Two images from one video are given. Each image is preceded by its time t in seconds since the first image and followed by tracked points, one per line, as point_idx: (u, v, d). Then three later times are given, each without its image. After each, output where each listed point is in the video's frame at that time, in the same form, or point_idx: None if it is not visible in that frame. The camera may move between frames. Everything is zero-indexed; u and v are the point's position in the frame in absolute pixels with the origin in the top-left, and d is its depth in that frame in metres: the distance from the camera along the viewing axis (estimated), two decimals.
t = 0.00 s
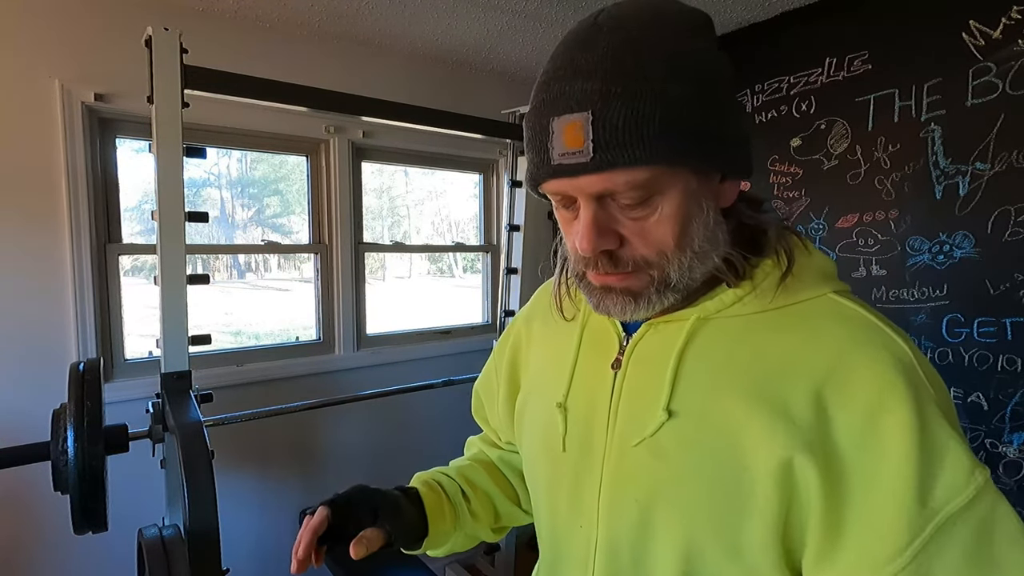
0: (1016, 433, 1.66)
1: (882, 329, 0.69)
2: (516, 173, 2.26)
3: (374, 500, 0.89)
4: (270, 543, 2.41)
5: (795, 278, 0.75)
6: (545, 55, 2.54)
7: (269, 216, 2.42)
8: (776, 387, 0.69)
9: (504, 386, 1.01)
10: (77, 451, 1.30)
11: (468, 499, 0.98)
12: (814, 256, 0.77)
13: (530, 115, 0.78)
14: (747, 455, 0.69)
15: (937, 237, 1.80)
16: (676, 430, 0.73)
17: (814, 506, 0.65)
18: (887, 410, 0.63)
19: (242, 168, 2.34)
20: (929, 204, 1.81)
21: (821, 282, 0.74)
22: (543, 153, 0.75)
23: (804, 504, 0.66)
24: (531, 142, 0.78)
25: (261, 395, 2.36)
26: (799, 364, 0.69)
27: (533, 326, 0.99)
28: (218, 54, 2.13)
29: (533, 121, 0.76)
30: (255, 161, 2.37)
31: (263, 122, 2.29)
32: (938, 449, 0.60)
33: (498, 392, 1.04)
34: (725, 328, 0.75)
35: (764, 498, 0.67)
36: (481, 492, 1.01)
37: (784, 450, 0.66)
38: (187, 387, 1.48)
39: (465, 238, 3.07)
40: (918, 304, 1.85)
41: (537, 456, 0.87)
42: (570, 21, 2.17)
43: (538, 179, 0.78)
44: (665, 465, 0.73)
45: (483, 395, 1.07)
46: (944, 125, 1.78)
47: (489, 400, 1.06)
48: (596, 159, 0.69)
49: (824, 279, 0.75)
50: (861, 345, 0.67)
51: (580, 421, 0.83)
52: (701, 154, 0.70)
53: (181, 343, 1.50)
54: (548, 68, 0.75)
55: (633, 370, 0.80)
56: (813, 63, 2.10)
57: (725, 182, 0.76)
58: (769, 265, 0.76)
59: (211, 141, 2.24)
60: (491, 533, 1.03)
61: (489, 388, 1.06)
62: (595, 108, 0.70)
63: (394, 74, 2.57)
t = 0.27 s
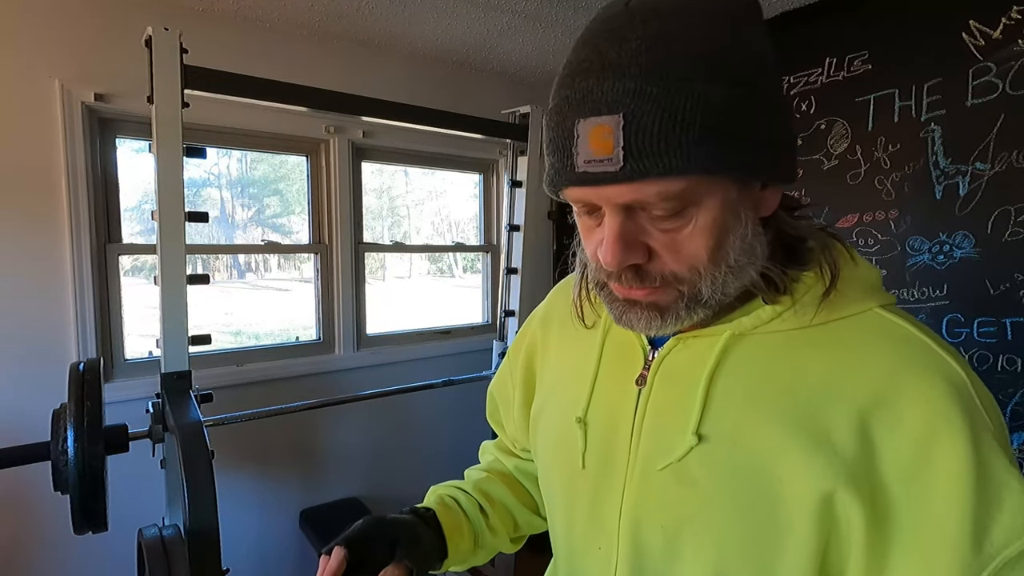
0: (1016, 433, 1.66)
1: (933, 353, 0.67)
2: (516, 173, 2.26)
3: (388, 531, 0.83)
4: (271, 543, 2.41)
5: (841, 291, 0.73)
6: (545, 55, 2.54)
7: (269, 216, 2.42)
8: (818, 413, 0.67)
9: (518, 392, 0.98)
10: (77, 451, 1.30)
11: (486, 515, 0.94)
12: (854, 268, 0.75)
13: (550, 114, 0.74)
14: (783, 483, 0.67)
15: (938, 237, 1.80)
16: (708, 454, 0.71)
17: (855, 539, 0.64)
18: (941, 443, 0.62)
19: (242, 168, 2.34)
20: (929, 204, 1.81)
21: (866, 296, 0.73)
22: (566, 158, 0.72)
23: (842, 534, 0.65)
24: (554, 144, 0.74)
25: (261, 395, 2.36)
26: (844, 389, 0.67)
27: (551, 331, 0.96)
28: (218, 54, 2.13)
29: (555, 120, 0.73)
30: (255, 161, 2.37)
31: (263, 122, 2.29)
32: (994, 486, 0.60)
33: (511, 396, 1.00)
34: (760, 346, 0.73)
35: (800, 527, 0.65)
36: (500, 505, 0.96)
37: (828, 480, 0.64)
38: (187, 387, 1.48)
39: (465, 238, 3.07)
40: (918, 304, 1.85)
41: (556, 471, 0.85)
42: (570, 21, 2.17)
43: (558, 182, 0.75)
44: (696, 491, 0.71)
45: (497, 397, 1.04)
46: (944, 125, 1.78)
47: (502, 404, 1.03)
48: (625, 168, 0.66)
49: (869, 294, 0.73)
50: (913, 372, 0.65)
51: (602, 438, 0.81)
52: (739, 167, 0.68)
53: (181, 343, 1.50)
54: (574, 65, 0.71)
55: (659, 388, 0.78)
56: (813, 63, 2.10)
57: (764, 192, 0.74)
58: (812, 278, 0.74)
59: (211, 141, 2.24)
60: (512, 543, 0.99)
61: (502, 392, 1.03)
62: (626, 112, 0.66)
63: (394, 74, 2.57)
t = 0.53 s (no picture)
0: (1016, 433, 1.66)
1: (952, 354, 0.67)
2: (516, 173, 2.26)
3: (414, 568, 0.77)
4: (271, 543, 2.41)
5: (860, 293, 0.73)
6: (545, 55, 2.54)
7: (269, 216, 2.42)
8: (843, 414, 0.66)
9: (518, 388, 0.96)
10: (77, 451, 1.30)
11: (494, 531, 0.91)
12: (872, 270, 0.75)
13: (597, 83, 0.73)
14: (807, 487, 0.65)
15: (938, 237, 1.80)
16: (728, 457, 0.69)
17: (876, 545, 0.62)
18: (964, 444, 0.61)
19: (242, 168, 2.34)
20: (929, 204, 1.81)
21: (884, 297, 0.72)
22: (613, 125, 0.70)
23: (863, 540, 0.64)
24: (595, 115, 0.73)
25: (261, 395, 2.37)
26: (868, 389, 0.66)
27: (556, 330, 0.94)
28: (218, 54, 2.13)
29: (604, 89, 0.72)
30: (255, 161, 2.37)
31: (263, 122, 2.29)
32: (1013, 489, 0.60)
33: (510, 396, 0.98)
34: (780, 345, 0.72)
35: (822, 532, 0.64)
36: (504, 517, 0.93)
37: (854, 483, 0.62)
38: (187, 387, 1.48)
39: (465, 238, 3.07)
40: (918, 304, 1.85)
41: (564, 475, 0.82)
42: (570, 21, 2.17)
43: (598, 154, 0.73)
44: (715, 495, 0.69)
45: (493, 403, 1.01)
46: (944, 125, 1.78)
47: (499, 406, 1.00)
48: (685, 133, 0.66)
49: (887, 296, 0.73)
50: (936, 373, 0.65)
51: (614, 440, 0.78)
52: (783, 151, 0.68)
53: (181, 343, 1.50)
54: (626, 33, 0.70)
55: (676, 388, 0.76)
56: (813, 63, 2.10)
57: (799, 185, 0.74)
58: (835, 279, 0.74)
59: (211, 141, 2.24)
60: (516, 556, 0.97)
61: (501, 393, 1.00)
62: (687, 79, 0.66)
63: (394, 75, 2.57)
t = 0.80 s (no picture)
0: (1016, 433, 1.66)
1: (922, 343, 0.71)
2: (516, 172, 2.26)
3: None
4: (271, 543, 2.41)
5: (836, 286, 0.76)
6: (545, 55, 2.54)
7: (269, 216, 2.42)
8: (827, 402, 0.68)
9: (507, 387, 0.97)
10: (76, 451, 1.30)
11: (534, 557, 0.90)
12: (845, 266, 0.79)
13: (619, 51, 0.77)
14: (795, 473, 0.68)
15: (938, 238, 1.80)
16: (720, 450, 0.71)
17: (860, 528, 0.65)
18: (936, 425, 0.65)
19: (242, 168, 2.34)
20: (930, 204, 1.81)
21: (857, 291, 0.76)
22: (638, 86, 0.74)
23: (846, 523, 0.66)
24: (615, 81, 0.77)
25: (260, 395, 2.36)
26: (849, 377, 0.69)
27: (543, 330, 0.95)
28: (218, 54, 2.13)
29: (627, 56, 0.76)
30: (255, 161, 2.37)
31: (263, 122, 2.29)
32: (978, 466, 0.64)
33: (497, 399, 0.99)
34: (767, 339, 0.74)
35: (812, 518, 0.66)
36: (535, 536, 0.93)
37: (839, 469, 0.65)
38: (187, 387, 1.48)
39: (465, 238, 3.07)
40: (918, 304, 1.85)
41: (556, 473, 0.83)
42: (570, 21, 2.17)
43: (617, 120, 0.77)
44: (709, 487, 0.70)
45: (478, 410, 1.01)
46: (944, 125, 1.78)
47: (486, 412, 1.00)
48: (712, 93, 0.71)
49: (861, 291, 0.77)
50: (910, 360, 0.68)
51: (605, 438, 0.80)
52: (785, 131, 0.75)
53: (181, 343, 1.50)
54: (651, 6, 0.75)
55: (667, 385, 0.77)
56: (814, 63, 2.10)
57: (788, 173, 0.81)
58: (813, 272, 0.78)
59: (211, 141, 2.24)
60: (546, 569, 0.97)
61: (490, 396, 1.01)
62: (712, 41, 0.72)
63: (393, 74, 2.57)
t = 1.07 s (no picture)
0: (1016, 433, 1.66)
1: (870, 326, 0.73)
2: (516, 172, 2.26)
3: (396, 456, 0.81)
4: (271, 543, 2.41)
5: (790, 274, 0.80)
6: (545, 55, 2.54)
7: (269, 216, 2.42)
8: (781, 385, 0.71)
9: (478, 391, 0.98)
10: (76, 451, 1.30)
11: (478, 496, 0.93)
12: (798, 256, 0.82)
13: (592, 45, 0.80)
14: (754, 453, 0.70)
15: (938, 237, 1.80)
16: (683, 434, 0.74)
17: (815, 506, 0.67)
18: (883, 402, 0.67)
19: (242, 168, 2.34)
20: (930, 204, 1.81)
21: (810, 280, 0.79)
22: (614, 75, 0.78)
23: (805, 502, 0.69)
24: (588, 73, 0.80)
25: (261, 395, 2.36)
26: (801, 360, 0.71)
27: (513, 328, 0.97)
28: (219, 54, 2.13)
29: (601, 49, 0.79)
30: (255, 161, 2.37)
31: (263, 122, 2.29)
32: (924, 440, 0.66)
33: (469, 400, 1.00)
34: (728, 327, 0.77)
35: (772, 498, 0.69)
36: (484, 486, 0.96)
37: (792, 449, 0.68)
38: (186, 387, 1.48)
39: (465, 238, 3.07)
40: (918, 304, 1.85)
41: (530, 462, 0.85)
42: (570, 21, 2.17)
43: (593, 109, 0.81)
44: (673, 471, 0.73)
45: (452, 409, 1.03)
46: (944, 125, 1.78)
47: (461, 412, 1.02)
48: (683, 80, 0.75)
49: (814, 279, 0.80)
50: (858, 342, 0.71)
51: (576, 425, 0.82)
52: (744, 125, 0.81)
53: (181, 343, 1.50)
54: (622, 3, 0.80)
55: (634, 374, 0.80)
56: (814, 63, 2.10)
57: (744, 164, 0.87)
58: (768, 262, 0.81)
59: (211, 141, 2.24)
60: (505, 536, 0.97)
61: (462, 397, 1.02)
62: (683, 34, 0.76)
63: (393, 74, 2.57)
